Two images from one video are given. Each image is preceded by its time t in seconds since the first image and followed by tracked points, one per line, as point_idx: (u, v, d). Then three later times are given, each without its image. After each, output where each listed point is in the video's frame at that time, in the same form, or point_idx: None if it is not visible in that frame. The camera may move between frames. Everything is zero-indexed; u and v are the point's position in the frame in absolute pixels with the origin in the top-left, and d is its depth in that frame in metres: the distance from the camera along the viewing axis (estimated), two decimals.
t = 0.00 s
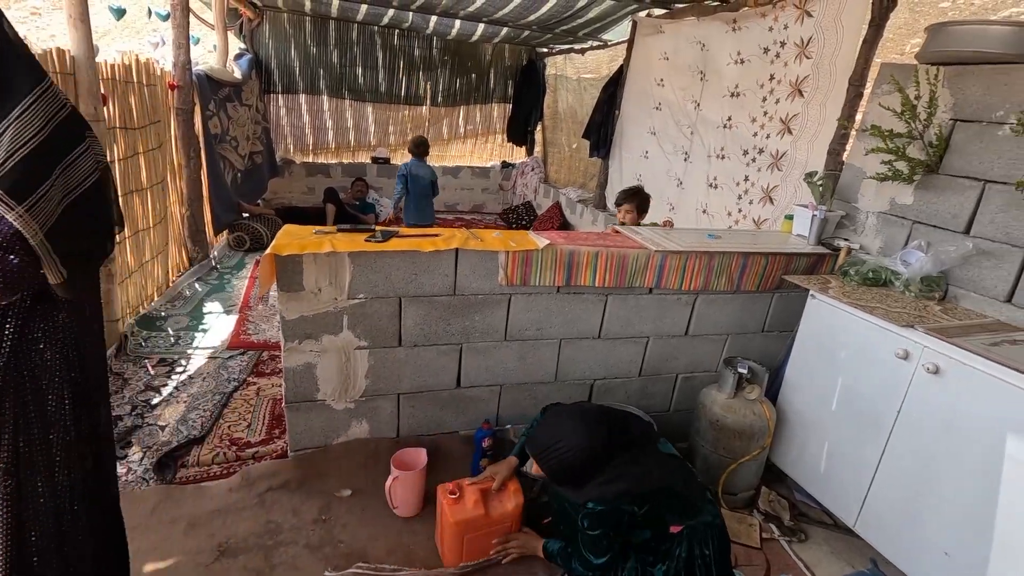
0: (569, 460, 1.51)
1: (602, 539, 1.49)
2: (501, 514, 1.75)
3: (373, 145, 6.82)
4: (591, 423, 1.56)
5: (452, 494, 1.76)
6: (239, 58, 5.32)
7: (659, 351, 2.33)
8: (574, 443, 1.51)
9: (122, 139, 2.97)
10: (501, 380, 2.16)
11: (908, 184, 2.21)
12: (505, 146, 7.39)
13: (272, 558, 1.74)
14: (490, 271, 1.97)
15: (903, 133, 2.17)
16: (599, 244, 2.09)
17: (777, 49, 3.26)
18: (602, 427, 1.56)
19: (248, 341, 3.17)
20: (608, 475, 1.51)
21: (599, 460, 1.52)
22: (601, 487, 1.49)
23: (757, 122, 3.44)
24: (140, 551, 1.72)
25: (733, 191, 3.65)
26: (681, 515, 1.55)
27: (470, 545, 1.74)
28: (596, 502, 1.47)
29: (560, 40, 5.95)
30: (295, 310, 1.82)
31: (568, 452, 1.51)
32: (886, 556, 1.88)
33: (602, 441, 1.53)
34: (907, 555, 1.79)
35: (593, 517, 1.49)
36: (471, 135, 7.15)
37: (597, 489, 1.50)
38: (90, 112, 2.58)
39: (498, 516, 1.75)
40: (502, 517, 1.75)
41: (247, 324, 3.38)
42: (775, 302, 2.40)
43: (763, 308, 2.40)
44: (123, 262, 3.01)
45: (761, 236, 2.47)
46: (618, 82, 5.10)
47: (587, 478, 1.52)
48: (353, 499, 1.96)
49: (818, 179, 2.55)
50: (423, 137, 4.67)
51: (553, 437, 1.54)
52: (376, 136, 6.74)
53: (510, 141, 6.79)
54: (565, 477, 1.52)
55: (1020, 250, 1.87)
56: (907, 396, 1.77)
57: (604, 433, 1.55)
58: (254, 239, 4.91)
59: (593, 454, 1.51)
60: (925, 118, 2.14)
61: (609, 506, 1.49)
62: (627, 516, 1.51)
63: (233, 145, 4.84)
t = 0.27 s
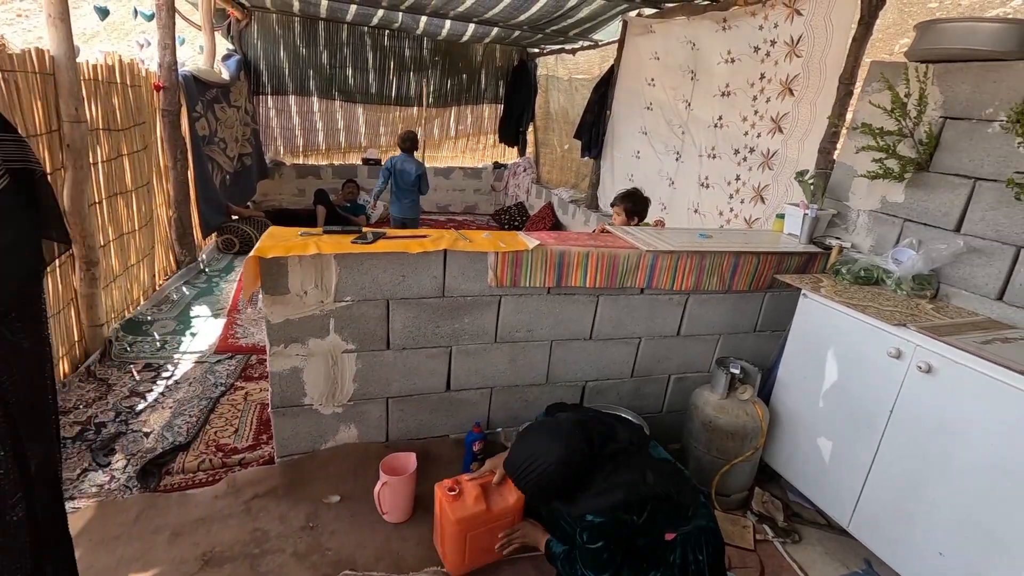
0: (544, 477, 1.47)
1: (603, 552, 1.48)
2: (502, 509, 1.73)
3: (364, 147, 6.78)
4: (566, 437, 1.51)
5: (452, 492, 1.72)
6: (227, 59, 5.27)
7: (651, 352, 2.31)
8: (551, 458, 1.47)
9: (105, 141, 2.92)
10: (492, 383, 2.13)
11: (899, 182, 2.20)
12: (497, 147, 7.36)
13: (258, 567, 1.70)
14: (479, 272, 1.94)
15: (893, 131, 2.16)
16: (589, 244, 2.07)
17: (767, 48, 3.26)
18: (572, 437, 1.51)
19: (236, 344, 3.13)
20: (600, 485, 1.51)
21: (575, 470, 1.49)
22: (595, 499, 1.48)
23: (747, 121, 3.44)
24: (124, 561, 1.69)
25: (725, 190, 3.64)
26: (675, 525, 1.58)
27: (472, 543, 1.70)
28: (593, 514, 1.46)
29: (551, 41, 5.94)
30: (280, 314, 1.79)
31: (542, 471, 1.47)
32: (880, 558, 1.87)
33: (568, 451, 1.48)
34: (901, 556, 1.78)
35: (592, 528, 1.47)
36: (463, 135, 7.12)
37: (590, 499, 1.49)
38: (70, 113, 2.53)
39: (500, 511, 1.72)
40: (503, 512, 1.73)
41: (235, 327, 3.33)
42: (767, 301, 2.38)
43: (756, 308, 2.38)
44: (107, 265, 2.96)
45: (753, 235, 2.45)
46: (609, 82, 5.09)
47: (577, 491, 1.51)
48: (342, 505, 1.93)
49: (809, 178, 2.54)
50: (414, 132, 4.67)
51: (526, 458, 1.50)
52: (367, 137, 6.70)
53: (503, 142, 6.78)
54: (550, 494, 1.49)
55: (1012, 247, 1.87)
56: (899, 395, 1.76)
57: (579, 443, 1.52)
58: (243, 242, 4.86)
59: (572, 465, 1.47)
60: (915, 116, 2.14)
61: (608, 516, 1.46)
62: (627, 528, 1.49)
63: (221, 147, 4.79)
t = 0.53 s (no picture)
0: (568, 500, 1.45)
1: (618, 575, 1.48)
2: (509, 527, 1.60)
3: (352, 147, 6.71)
4: (583, 455, 1.51)
5: (455, 514, 1.60)
6: (211, 58, 5.19)
7: (639, 353, 2.27)
8: (575, 479, 1.46)
9: (80, 140, 2.86)
10: (475, 386, 2.08)
11: (888, 179, 2.18)
12: (487, 147, 7.32)
13: None
14: (461, 273, 1.89)
15: (882, 127, 2.12)
16: (574, 244, 2.03)
17: (755, 46, 3.24)
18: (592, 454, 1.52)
19: (219, 348, 3.06)
20: (618, 505, 1.53)
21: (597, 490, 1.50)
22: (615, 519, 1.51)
23: (736, 119, 3.41)
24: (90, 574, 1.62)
25: (714, 190, 3.62)
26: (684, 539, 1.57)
27: (480, 566, 1.59)
28: (609, 535, 1.49)
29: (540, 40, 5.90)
30: (255, 316, 1.73)
31: (565, 494, 1.45)
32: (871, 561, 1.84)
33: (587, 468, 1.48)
34: (892, 560, 1.75)
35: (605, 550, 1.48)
36: (453, 136, 7.07)
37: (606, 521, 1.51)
38: (42, 111, 2.49)
39: (507, 530, 1.60)
40: (511, 530, 1.60)
41: (217, 330, 3.26)
42: (756, 301, 2.35)
43: (744, 308, 2.35)
44: (82, 267, 2.89)
45: (741, 234, 2.42)
46: (598, 81, 5.06)
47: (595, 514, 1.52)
48: (321, 513, 1.87)
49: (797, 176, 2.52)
50: (394, 132, 4.59)
51: (546, 480, 1.48)
52: (355, 137, 6.64)
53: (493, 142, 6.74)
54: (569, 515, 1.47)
55: (1001, 245, 1.84)
56: (889, 396, 1.73)
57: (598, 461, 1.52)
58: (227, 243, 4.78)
59: (593, 485, 1.47)
60: (903, 113, 2.11)
61: (623, 537, 1.49)
62: (641, 548, 1.51)
63: (205, 147, 4.72)
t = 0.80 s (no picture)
0: (573, 467, 1.58)
1: None
2: (499, 554, 1.51)
3: (337, 147, 6.65)
4: (595, 438, 1.62)
5: (442, 540, 1.48)
6: (189, 56, 5.10)
7: (616, 353, 2.23)
8: (582, 458, 1.57)
9: (45, 138, 2.78)
10: (447, 388, 2.03)
11: (865, 175, 2.15)
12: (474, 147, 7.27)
13: None
14: (429, 272, 1.84)
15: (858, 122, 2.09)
16: (548, 241, 1.99)
17: (736, 43, 3.21)
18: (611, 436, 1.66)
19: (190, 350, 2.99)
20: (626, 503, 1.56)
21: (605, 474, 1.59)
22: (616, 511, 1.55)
23: (718, 117, 3.38)
24: None
25: (697, 188, 3.59)
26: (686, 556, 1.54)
27: None
28: (615, 535, 1.48)
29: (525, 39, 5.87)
30: (214, 317, 1.67)
31: (574, 460, 1.58)
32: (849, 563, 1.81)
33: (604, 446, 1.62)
34: (868, 562, 1.71)
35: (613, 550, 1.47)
36: (439, 136, 7.01)
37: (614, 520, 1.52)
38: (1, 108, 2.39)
39: (496, 558, 1.50)
40: (499, 559, 1.51)
41: (191, 332, 3.19)
42: (735, 299, 2.32)
43: (723, 306, 2.31)
44: (47, 268, 2.81)
45: (720, 231, 2.38)
46: (582, 80, 5.03)
47: (596, 502, 1.60)
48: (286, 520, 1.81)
49: (776, 172, 2.49)
50: (372, 130, 4.57)
51: (557, 442, 1.62)
52: (339, 137, 6.57)
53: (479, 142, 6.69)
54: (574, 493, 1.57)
55: (978, 241, 1.82)
56: (865, 394, 1.70)
57: (609, 448, 1.61)
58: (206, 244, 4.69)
59: (600, 470, 1.56)
60: (880, 107, 2.08)
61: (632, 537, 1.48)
62: (646, 552, 1.49)
63: (183, 147, 4.63)
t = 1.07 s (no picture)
0: (557, 436, 1.35)
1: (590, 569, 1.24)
2: (431, 565, 1.45)
3: (310, 148, 6.56)
4: (589, 401, 1.38)
5: (371, 550, 1.43)
6: (154, 56, 4.99)
7: (570, 355, 2.17)
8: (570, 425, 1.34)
9: None
10: (392, 393, 1.97)
11: (820, 171, 2.12)
12: (451, 148, 7.21)
13: None
14: (368, 273, 1.78)
15: (809, 117, 2.08)
16: (494, 240, 1.93)
17: (700, 40, 3.18)
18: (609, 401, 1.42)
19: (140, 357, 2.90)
20: (616, 486, 1.33)
21: (594, 446, 1.37)
22: (598, 492, 1.33)
23: (684, 115, 3.35)
24: None
25: (666, 187, 3.55)
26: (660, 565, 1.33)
27: None
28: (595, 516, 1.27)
29: (499, 38, 5.82)
30: (136, 323, 1.59)
31: (558, 427, 1.35)
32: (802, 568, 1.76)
33: (599, 412, 1.38)
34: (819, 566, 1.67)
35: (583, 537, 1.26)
36: (415, 136, 6.95)
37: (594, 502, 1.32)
38: None
39: (428, 568, 1.44)
40: (432, 569, 1.45)
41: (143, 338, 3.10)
42: (692, 299, 2.27)
43: (680, 306, 2.27)
44: None
45: (677, 229, 2.34)
46: (554, 79, 4.98)
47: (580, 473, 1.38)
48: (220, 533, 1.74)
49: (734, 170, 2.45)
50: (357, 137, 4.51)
51: (542, 402, 1.37)
52: (313, 137, 6.48)
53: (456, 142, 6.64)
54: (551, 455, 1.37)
55: (929, 237, 1.78)
56: (813, 395, 1.66)
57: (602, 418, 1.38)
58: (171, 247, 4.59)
59: (589, 438, 1.35)
60: (831, 102, 2.05)
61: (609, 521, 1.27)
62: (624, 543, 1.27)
63: (146, 148, 4.51)
